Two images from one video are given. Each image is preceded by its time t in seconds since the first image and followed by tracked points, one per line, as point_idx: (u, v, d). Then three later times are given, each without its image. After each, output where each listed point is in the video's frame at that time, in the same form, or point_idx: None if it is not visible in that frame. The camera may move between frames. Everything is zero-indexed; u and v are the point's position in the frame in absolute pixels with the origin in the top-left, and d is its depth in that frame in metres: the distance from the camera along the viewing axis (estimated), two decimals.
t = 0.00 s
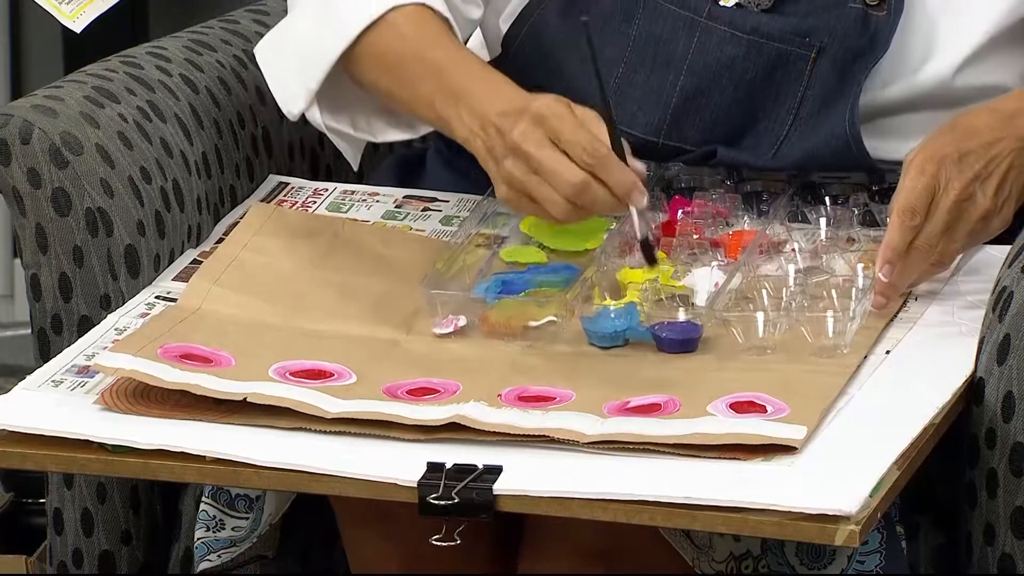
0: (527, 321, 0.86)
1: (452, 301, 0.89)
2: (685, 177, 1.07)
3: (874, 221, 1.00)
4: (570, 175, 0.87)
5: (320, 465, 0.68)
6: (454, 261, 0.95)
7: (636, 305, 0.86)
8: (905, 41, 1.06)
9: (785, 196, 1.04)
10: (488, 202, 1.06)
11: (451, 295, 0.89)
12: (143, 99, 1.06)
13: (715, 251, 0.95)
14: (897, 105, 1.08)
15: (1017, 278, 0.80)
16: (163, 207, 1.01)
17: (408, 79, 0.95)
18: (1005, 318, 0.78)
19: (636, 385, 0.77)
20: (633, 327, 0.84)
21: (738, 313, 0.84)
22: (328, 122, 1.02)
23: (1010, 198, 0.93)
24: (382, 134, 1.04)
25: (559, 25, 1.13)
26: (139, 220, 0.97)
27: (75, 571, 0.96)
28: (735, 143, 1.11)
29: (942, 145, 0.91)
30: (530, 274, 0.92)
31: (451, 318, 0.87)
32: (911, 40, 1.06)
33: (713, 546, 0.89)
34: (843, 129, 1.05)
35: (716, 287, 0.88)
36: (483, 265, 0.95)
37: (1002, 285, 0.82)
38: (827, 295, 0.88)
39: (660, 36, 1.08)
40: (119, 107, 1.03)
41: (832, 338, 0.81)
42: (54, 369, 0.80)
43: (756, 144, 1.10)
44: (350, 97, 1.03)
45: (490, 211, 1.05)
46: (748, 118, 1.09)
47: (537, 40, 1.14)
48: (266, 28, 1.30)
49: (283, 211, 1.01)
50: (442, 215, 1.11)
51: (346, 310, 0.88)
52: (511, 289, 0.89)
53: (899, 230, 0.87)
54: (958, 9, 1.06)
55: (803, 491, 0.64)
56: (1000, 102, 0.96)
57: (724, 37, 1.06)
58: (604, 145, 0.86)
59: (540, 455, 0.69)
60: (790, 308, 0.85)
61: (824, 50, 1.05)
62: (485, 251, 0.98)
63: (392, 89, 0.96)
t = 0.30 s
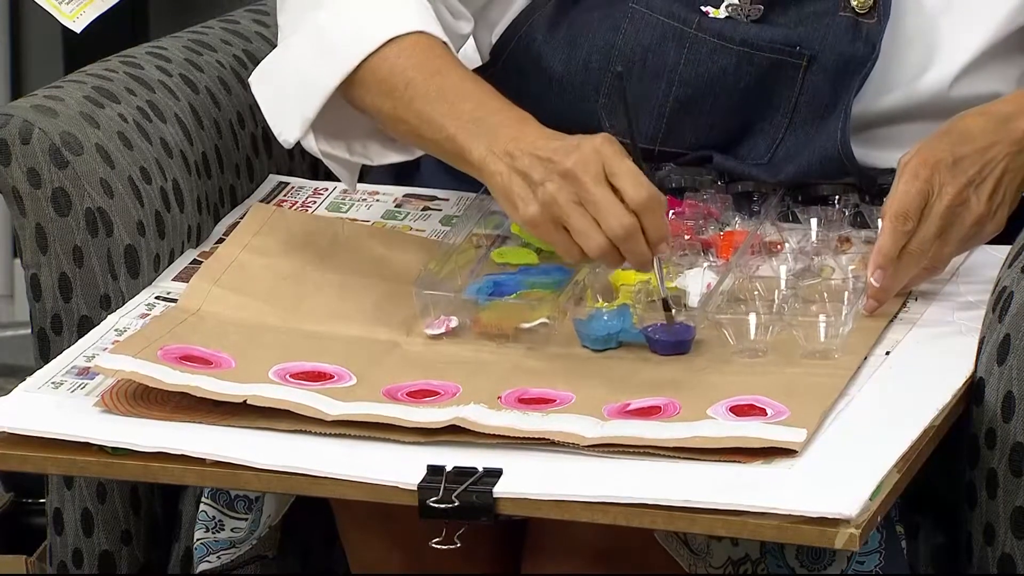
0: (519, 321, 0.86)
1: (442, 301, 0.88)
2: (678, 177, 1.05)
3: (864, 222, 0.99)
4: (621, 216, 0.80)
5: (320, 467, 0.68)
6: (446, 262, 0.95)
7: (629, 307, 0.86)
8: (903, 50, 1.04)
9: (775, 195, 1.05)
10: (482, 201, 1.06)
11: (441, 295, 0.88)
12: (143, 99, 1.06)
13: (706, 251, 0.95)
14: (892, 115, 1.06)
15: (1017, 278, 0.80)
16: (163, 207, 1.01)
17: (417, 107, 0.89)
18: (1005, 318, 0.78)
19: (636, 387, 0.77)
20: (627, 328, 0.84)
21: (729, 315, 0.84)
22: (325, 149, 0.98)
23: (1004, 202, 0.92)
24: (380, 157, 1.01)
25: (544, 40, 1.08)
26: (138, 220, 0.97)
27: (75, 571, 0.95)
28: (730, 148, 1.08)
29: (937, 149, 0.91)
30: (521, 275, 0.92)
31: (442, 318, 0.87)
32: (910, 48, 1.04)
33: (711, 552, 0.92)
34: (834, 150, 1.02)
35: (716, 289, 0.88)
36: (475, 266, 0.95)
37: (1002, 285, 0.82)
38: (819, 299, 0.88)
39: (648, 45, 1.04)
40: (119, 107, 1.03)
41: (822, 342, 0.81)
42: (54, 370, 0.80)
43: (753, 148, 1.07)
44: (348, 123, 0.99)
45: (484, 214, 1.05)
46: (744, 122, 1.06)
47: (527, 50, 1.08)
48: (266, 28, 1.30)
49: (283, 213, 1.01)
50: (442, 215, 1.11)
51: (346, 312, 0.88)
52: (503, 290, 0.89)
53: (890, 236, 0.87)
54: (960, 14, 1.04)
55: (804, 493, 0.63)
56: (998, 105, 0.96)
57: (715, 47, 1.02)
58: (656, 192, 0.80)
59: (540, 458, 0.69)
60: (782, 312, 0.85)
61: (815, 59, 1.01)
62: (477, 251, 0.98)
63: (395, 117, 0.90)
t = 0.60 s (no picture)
0: (517, 323, 0.86)
1: (440, 302, 0.87)
2: (676, 177, 1.05)
3: (863, 224, 0.99)
4: (625, 226, 0.79)
5: (320, 469, 0.68)
6: (444, 262, 0.95)
7: (625, 309, 0.85)
8: (902, 51, 1.04)
9: (773, 195, 1.05)
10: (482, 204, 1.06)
11: (439, 294, 0.88)
12: (142, 99, 1.06)
13: (704, 253, 0.94)
14: (891, 117, 1.06)
15: (1017, 278, 0.80)
16: (162, 207, 1.01)
17: (416, 114, 0.89)
18: (1005, 318, 0.78)
19: (636, 388, 0.77)
20: (624, 330, 0.83)
21: (725, 316, 0.84)
22: (322, 156, 0.99)
23: (1002, 204, 0.92)
24: (377, 165, 1.02)
25: (541, 45, 1.07)
26: (138, 220, 0.97)
27: (75, 571, 0.95)
28: (728, 149, 1.08)
29: (934, 152, 0.91)
30: (517, 274, 0.92)
31: (437, 318, 0.87)
32: (908, 50, 1.04)
33: (709, 554, 0.89)
34: (832, 154, 1.02)
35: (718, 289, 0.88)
36: (472, 266, 0.95)
37: (1002, 285, 0.82)
38: (816, 300, 0.88)
39: (644, 50, 1.04)
40: (119, 107, 1.03)
41: (818, 343, 0.81)
42: (54, 370, 0.80)
43: (751, 148, 1.06)
44: (347, 131, 1.00)
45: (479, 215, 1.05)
46: (741, 123, 1.06)
47: (523, 55, 1.08)
48: (266, 28, 1.30)
49: (282, 213, 1.01)
50: (442, 215, 1.11)
51: (345, 312, 0.88)
52: (499, 290, 0.89)
53: (887, 237, 0.87)
54: (959, 15, 1.04)
55: (804, 494, 0.63)
56: (996, 107, 0.96)
57: (710, 50, 1.02)
58: (660, 205, 0.80)
59: (540, 459, 0.69)
60: (779, 314, 0.85)
61: (811, 61, 1.01)
62: (475, 251, 0.98)
63: (393, 124, 0.91)
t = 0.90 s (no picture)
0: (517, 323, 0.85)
1: (440, 299, 0.87)
2: (676, 177, 1.05)
3: (863, 225, 0.99)
4: (627, 232, 0.80)
5: (320, 469, 0.68)
6: (443, 260, 0.95)
7: (626, 309, 0.85)
8: (903, 51, 1.04)
9: (773, 195, 1.05)
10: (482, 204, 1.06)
11: (439, 291, 0.87)
12: (142, 99, 1.06)
13: (705, 253, 0.94)
14: (891, 117, 1.06)
15: (1017, 278, 0.80)
16: (162, 207, 1.01)
17: (418, 115, 0.89)
18: (1005, 318, 0.78)
19: (636, 388, 0.77)
20: (625, 331, 0.83)
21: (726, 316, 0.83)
22: (325, 159, 0.98)
23: (1001, 204, 0.92)
24: (382, 165, 1.01)
25: (542, 43, 1.08)
26: (138, 220, 0.97)
27: (75, 571, 0.95)
28: (729, 149, 1.08)
29: (934, 151, 0.91)
30: (517, 274, 0.92)
31: (436, 314, 0.87)
32: (909, 49, 1.04)
33: (710, 554, 0.88)
34: (832, 153, 1.02)
35: (718, 289, 0.88)
36: (471, 265, 0.95)
37: (1002, 285, 0.82)
38: (816, 300, 0.88)
39: (645, 49, 1.04)
40: (119, 107, 1.02)
41: (818, 343, 0.81)
42: (54, 370, 0.80)
43: (751, 148, 1.06)
44: (350, 132, 0.99)
45: (476, 215, 1.04)
46: (742, 122, 1.06)
47: (523, 55, 1.08)
48: (266, 28, 1.30)
49: (282, 212, 1.01)
50: (442, 215, 1.10)
51: (345, 312, 0.88)
52: (499, 290, 0.89)
53: (888, 236, 0.87)
54: (959, 15, 1.04)
55: (804, 493, 0.63)
56: (996, 106, 0.96)
57: (712, 50, 1.02)
58: (661, 212, 0.81)
59: (540, 459, 0.69)
60: (779, 313, 0.85)
61: (812, 61, 1.01)
62: (475, 250, 0.98)
63: (396, 126, 0.91)
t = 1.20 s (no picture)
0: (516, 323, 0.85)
1: (440, 299, 0.87)
2: (676, 177, 1.05)
3: (863, 224, 0.99)
4: (623, 221, 0.80)
5: (320, 468, 0.68)
6: (443, 259, 0.95)
7: (626, 309, 0.85)
8: (905, 50, 1.04)
9: (773, 194, 1.05)
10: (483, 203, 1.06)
11: (439, 291, 0.87)
12: (143, 99, 1.06)
13: (705, 252, 0.94)
14: (891, 117, 1.06)
15: (1017, 278, 0.80)
16: (163, 207, 1.01)
17: (423, 113, 0.89)
18: (1005, 318, 0.78)
19: (636, 388, 0.77)
20: (625, 330, 0.83)
21: (725, 315, 0.83)
22: (335, 163, 0.98)
23: (1000, 203, 0.92)
24: (391, 168, 1.01)
25: (542, 42, 1.08)
26: (138, 220, 0.97)
27: (75, 571, 0.95)
28: (730, 148, 1.08)
29: (934, 150, 0.91)
30: (517, 274, 0.92)
31: (436, 314, 0.87)
32: (910, 48, 1.04)
33: (710, 554, 0.88)
34: (833, 152, 1.02)
35: (718, 288, 0.87)
36: (470, 264, 0.95)
37: (1002, 285, 0.82)
38: (816, 299, 0.88)
39: (646, 48, 1.04)
40: (119, 107, 1.02)
41: (818, 343, 0.81)
42: (55, 370, 0.80)
43: (751, 148, 1.07)
44: (358, 134, 0.99)
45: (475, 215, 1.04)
46: (743, 121, 1.06)
47: (524, 54, 1.08)
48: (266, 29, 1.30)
49: (282, 212, 1.01)
50: (442, 215, 1.10)
51: (345, 312, 0.88)
52: (498, 289, 0.89)
53: (888, 235, 0.87)
54: (960, 14, 1.04)
55: (804, 493, 0.63)
56: (996, 106, 0.96)
57: (713, 49, 1.02)
58: (658, 198, 0.80)
59: (540, 459, 0.69)
60: (779, 313, 0.85)
61: (814, 60, 1.01)
62: (474, 250, 0.98)
63: (401, 125, 0.91)
